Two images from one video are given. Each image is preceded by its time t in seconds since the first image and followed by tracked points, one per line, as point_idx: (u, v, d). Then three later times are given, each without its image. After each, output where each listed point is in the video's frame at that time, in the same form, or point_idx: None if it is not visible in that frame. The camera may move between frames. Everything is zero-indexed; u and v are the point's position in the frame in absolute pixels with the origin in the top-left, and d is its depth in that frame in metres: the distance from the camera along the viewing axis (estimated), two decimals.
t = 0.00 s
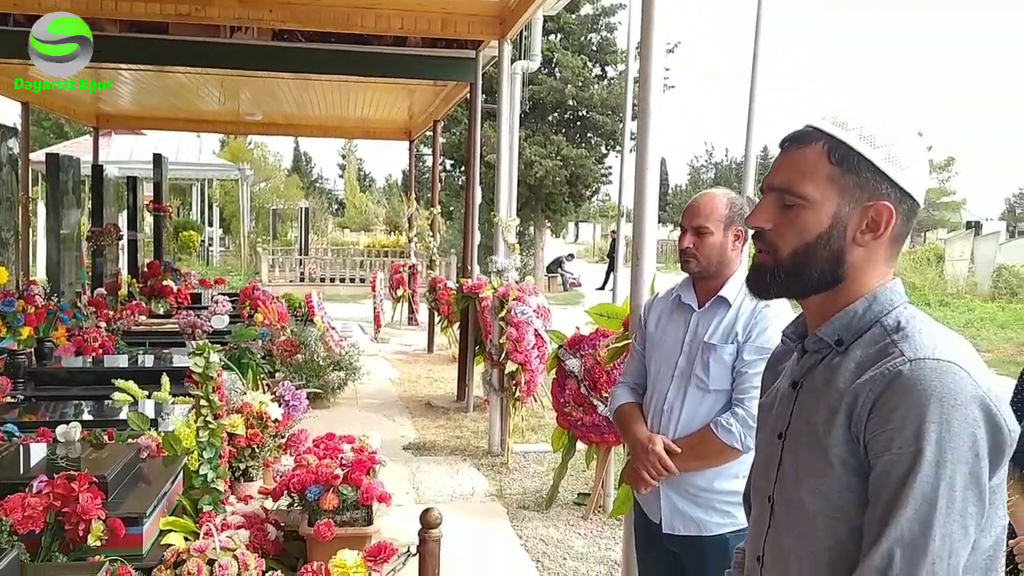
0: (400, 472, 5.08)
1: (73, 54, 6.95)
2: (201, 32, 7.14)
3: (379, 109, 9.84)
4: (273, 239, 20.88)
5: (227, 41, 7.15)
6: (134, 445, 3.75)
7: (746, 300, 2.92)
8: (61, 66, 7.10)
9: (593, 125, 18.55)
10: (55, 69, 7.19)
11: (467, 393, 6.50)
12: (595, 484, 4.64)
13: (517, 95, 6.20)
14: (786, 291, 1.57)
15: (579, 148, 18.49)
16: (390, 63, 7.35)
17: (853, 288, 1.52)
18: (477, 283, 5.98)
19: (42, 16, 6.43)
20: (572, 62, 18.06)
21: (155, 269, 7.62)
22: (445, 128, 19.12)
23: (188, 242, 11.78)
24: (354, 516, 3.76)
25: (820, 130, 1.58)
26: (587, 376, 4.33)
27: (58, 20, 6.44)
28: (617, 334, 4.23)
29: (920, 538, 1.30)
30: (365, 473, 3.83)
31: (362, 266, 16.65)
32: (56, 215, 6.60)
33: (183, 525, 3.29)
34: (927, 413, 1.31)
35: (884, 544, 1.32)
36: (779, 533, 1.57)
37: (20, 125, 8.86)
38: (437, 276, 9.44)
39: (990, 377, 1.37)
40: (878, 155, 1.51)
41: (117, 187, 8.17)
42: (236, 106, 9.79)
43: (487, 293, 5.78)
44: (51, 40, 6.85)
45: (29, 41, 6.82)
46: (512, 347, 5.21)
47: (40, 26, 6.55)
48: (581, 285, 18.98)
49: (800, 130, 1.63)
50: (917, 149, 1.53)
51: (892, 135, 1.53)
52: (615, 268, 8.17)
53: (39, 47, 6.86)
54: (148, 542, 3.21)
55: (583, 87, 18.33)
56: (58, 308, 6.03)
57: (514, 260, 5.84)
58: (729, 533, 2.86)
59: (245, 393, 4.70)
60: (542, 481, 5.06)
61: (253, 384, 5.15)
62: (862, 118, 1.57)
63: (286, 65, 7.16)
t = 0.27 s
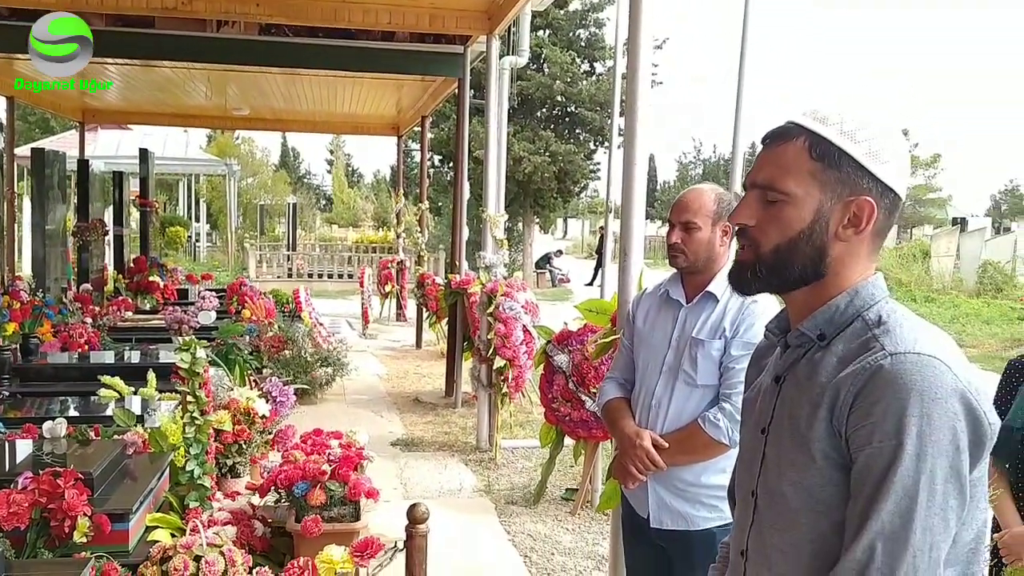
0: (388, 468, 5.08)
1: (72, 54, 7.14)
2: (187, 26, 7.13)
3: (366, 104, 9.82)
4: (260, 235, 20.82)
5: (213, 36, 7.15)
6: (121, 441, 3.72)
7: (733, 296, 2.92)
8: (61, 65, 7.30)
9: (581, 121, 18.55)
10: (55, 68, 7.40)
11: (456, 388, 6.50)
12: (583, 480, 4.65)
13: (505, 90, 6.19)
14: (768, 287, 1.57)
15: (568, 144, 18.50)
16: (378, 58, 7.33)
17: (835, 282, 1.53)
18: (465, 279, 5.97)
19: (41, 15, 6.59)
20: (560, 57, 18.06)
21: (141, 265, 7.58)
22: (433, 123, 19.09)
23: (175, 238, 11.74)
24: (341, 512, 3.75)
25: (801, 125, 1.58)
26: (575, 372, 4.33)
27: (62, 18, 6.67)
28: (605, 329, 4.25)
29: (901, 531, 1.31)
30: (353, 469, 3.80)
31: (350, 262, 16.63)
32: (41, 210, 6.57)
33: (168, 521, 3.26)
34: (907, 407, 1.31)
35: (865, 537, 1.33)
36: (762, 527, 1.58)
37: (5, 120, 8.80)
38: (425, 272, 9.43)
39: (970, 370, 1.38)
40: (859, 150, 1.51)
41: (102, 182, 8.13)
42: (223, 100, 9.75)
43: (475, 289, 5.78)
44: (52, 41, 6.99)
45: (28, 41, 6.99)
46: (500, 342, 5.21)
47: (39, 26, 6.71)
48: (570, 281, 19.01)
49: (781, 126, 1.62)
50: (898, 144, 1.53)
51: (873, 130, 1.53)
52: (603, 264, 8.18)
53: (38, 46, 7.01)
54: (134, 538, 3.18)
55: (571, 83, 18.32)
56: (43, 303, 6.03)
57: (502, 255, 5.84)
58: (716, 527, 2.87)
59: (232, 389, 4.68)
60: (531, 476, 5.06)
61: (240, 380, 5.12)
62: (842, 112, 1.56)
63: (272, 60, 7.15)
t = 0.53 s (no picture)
0: (375, 465, 5.07)
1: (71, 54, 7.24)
2: (172, 20, 7.08)
3: (354, 101, 9.80)
4: (247, 231, 20.75)
5: (200, 32, 7.05)
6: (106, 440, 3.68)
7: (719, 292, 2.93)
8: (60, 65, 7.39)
9: (569, 118, 18.56)
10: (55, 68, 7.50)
11: (444, 385, 6.50)
12: (570, 476, 4.66)
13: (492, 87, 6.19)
14: (751, 281, 1.58)
15: (555, 141, 18.51)
16: (365, 54, 7.31)
17: (817, 278, 1.54)
18: (453, 276, 5.97)
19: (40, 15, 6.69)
20: (548, 54, 18.06)
21: (127, 262, 7.55)
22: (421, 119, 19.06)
23: (161, 234, 11.69)
24: (328, 509, 3.72)
25: (783, 121, 1.58)
26: (563, 368, 4.33)
27: (64, 18, 6.72)
28: (591, 325, 4.26)
29: (880, 525, 1.32)
30: (339, 466, 3.81)
31: (338, 259, 16.60)
32: (26, 206, 6.53)
33: (155, 520, 3.24)
34: (887, 402, 1.32)
35: (845, 532, 1.34)
36: (744, 522, 1.58)
37: None
38: (413, 269, 9.42)
39: (949, 365, 1.39)
40: (840, 145, 1.51)
41: (87, 178, 8.08)
42: (210, 96, 9.71)
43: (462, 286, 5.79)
44: (51, 40, 6.98)
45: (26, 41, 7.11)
46: (487, 339, 5.22)
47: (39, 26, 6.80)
48: (558, 278, 19.04)
49: (764, 121, 1.62)
50: (880, 139, 1.54)
51: (855, 126, 1.53)
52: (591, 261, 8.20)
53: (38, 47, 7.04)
54: (120, 536, 3.16)
55: (559, 80, 18.33)
56: (28, 300, 6.00)
57: (490, 252, 5.85)
58: (703, 522, 2.88)
59: (218, 386, 4.65)
60: (518, 473, 5.07)
61: (226, 377, 5.11)
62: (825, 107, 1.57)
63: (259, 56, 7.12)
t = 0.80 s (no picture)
0: (361, 462, 5.06)
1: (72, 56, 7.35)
2: (156, 17, 7.06)
3: (340, 97, 9.76)
4: (233, 228, 20.66)
5: (184, 28, 7.08)
6: (89, 437, 3.66)
7: (706, 288, 2.94)
8: (58, 66, 7.49)
9: (555, 115, 18.54)
10: (54, 69, 7.62)
11: (430, 382, 6.49)
12: (556, 472, 4.67)
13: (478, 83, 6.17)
14: (734, 271, 1.57)
15: (542, 138, 18.48)
16: (351, 50, 7.29)
17: (801, 273, 1.55)
18: (439, 273, 5.97)
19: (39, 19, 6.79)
20: (534, 51, 18.03)
21: (111, 259, 7.50)
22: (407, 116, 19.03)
23: (146, 232, 11.61)
24: (314, 507, 3.71)
25: (775, 114, 1.58)
26: (549, 365, 4.33)
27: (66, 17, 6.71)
28: (578, 322, 4.26)
29: (863, 519, 1.33)
30: (325, 463, 3.79)
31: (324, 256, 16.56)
32: (8, 203, 6.47)
33: (139, 517, 3.21)
34: (871, 397, 1.33)
35: (828, 525, 1.35)
36: (727, 516, 1.59)
37: None
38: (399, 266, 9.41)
39: (932, 360, 1.40)
40: (830, 141, 1.52)
41: (70, 174, 8.02)
42: (195, 93, 9.65)
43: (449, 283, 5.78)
44: (50, 39, 6.95)
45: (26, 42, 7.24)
46: (474, 336, 5.22)
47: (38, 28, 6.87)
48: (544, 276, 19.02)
49: (754, 114, 1.62)
50: (867, 137, 1.55)
51: (844, 123, 1.54)
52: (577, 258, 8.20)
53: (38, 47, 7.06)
54: (104, 534, 3.13)
55: (545, 77, 18.33)
56: (10, 298, 5.95)
57: (476, 249, 5.85)
58: (688, 518, 2.89)
59: (203, 384, 4.62)
60: (505, 469, 5.07)
61: (211, 375, 5.09)
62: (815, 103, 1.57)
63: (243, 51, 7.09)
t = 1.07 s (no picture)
0: (348, 460, 5.05)
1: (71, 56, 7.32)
2: (140, 13, 7.04)
3: (326, 94, 9.73)
4: (218, 226, 20.56)
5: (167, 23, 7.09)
6: (74, 435, 3.63)
7: (693, 285, 2.94)
8: (59, 67, 7.59)
9: (542, 113, 18.55)
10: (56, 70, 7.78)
11: (417, 380, 6.49)
12: (543, 469, 4.67)
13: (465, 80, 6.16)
14: (721, 265, 1.58)
15: (528, 136, 18.49)
16: (336, 47, 7.26)
17: (788, 268, 1.55)
18: (426, 270, 5.96)
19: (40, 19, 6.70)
20: (521, 48, 18.04)
21: (95, 257, 7.45)
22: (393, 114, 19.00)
23: (130, 230, 11.54)
24: (300, 505, 3.70)
25: (767, 109, 1.58)
26: (536, 362, 4.33)
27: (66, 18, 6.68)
28: (564, 319, 4.27)
29: (849, 513, 1.33)
30: (311, 461, 3.77)
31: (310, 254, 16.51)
32: None
33: (123, 517, 3.18)
34: (857, 390, 1.33)
35: (815, 519, 1.35)
36: (715, 511, 1.59)
37: None
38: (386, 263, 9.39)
39: (917, 355, 1.41)
40: (820, 137, 1.51)
41: (54, 172, 7.96)
42: (179, 90, 9.60)
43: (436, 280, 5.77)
44: (50, 40, 6.93)
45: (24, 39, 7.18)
46: (460, 333, 5.21)
47: (38, 28, 6.80)
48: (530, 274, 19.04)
49: (746, 108, 1.62)
50: (859, 133, 1.55)
51: (835, 119, 1.53)
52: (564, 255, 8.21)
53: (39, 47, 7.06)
54: (88, 534, 3.10)
55: (532, 74, 18.33)
56: None
57: (463, 246, 5.84)
58: (674, 514, 2.89)
59: (188, 382, 4.59)
60: (491, 467, 5.07)
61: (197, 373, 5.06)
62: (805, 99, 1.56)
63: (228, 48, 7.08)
